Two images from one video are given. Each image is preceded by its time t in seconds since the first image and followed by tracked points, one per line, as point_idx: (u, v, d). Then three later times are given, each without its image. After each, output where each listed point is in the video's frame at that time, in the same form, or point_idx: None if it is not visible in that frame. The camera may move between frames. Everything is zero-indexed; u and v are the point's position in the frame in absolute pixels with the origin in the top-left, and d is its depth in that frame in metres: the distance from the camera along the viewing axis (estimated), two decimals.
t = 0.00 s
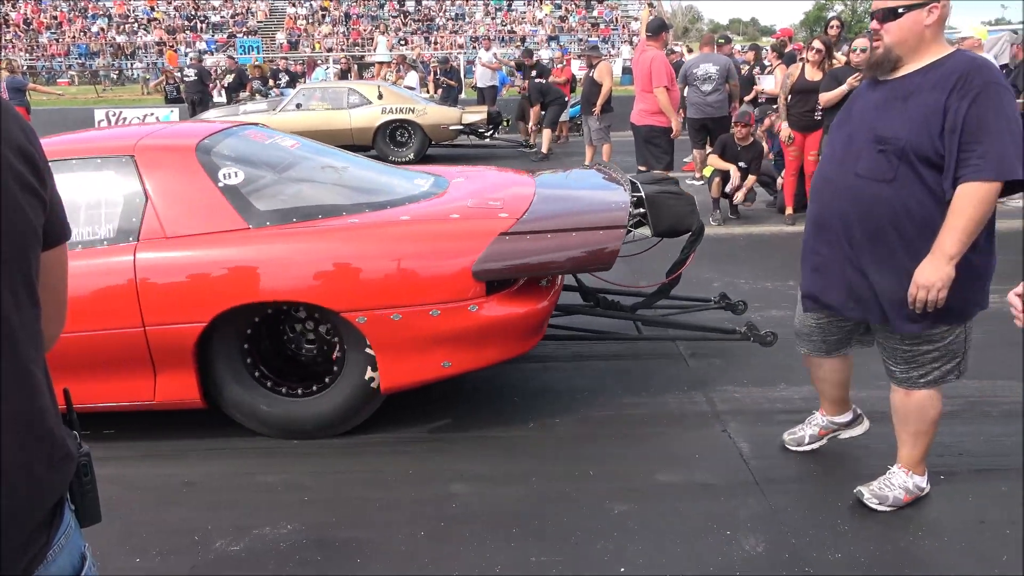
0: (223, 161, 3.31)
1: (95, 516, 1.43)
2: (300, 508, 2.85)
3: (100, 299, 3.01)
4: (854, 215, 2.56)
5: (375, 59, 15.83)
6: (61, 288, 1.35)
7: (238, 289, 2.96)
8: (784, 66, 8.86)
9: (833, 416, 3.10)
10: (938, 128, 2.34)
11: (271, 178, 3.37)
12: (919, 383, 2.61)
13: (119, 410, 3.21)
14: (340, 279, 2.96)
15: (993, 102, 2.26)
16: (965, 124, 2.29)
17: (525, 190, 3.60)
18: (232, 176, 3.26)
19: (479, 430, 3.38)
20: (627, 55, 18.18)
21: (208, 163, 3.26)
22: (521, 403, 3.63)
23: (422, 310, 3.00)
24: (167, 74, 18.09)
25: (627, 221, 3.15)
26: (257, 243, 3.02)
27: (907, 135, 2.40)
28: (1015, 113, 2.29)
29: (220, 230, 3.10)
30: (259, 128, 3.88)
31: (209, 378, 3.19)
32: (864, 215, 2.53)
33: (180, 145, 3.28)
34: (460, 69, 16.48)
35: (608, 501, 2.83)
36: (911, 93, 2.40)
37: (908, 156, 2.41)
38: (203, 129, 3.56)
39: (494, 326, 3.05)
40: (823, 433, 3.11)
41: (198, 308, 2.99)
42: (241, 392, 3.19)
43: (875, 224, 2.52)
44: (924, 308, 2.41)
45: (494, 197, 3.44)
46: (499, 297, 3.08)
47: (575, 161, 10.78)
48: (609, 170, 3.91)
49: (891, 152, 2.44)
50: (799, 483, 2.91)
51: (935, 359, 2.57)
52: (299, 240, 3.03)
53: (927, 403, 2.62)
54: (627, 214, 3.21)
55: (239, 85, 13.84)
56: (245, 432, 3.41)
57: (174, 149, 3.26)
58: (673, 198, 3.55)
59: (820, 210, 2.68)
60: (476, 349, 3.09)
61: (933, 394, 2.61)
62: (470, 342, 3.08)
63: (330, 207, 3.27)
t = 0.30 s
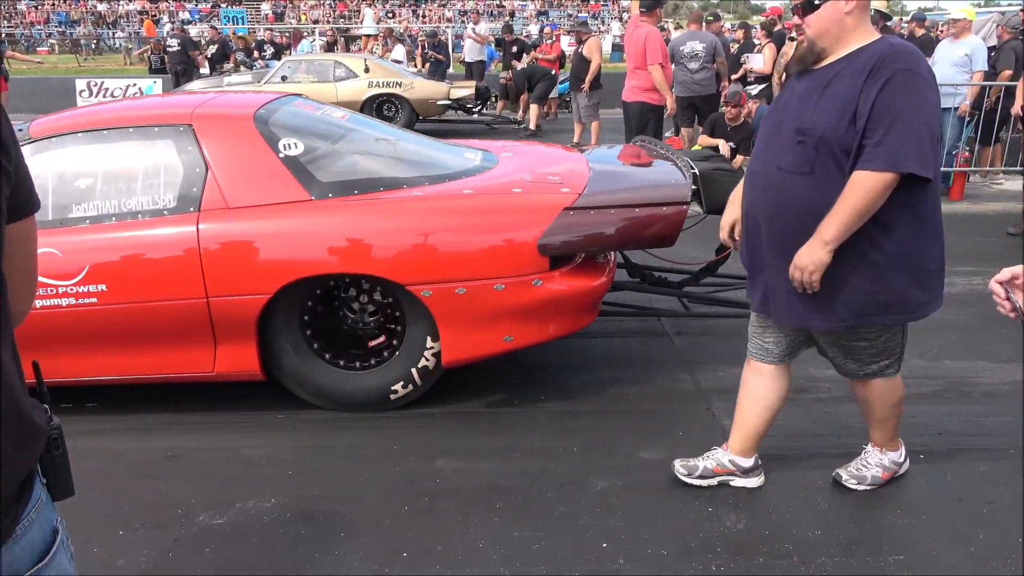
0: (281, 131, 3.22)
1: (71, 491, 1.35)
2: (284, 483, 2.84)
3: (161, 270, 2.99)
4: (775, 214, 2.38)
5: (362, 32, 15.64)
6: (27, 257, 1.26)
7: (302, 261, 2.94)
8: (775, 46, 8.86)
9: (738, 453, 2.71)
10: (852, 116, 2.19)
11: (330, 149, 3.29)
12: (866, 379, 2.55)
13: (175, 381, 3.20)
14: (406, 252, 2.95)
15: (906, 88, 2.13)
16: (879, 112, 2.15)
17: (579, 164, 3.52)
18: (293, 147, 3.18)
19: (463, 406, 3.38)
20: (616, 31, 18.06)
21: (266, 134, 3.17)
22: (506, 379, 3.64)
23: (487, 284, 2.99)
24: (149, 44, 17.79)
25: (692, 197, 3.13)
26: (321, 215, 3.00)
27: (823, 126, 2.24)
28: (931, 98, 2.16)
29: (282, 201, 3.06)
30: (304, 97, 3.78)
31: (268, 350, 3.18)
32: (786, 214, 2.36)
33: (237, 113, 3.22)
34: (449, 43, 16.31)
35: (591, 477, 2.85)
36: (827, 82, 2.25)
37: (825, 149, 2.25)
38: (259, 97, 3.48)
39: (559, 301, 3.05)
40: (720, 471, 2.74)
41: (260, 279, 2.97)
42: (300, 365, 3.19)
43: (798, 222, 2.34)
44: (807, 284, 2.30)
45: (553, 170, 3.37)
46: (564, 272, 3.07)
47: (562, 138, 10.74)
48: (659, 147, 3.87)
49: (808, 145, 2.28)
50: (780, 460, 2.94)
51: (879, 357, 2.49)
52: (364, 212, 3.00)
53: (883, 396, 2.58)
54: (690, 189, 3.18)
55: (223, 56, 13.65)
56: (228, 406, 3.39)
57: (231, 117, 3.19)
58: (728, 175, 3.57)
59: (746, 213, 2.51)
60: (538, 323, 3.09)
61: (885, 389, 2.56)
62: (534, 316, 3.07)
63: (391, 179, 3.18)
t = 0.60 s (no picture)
0: (353, 116, 3.20)
1: (63, 482, 1.35)
2: (290, 467, 2.85)
3: (235, 252, 2.98)
4: (705, 197, 2.15)
5: (380, 14, 15.57)
6: (17, 247, 1.25)
7: (378, 247, 2.94)
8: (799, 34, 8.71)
9: (743, 453, 2.70)
10: (787, 91, 1.97)
11: (400, 134, 3.27)
12: (754, 392, 2.34)
13: (241, 363, 3.21)
14: (482, 239, 2.93)
15: (846, 61, 1.92)
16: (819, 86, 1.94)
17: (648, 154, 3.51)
18: (366, 132, 3.17)
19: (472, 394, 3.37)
20: (636, 16, 17.86)
21: (340, 118, 3.16)
22: (516, 369, 3.62)
23: (562, 274, 2.97)
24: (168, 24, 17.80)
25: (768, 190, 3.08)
26: (398, 201, 2.98)
27: (753, 101, 2.01)
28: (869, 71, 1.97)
29: (357, 185, 3.05)
30: (366, 82, 3.75)
31: (339, 335, 3.18)
32: (717, 198, 2.13)
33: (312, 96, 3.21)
34: (467, 26, 16.20)
35: (598, 470, 2.83)
36: (759, 55, 2.02)
37: (758, 126, 2.03)
38: (328, 82, 3.46)
39: (632, 291, 3.02)
40: (727, 470, 2.72)
41: (338, 265, 2.97)
42: (367, 350, 3.20)
43: (721, 203, 2.12)
44: (730, 252, 2.07)
45: (622, 159, 3.35)
46: (638, 262, 3.05)
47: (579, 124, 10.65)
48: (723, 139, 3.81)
49: (739, 122, 2.05)
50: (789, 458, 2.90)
51: (767, 366, 2.27)
52: (441, 200, 2.98)
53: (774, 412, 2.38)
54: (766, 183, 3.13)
55: (241, 37, 13.64)
56: (237, 390, 3.40)
57: (306, 100, 3.18)
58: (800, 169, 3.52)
59: (674, 195, 2.27)
60: (608, 315, 3.06)
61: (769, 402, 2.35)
62: (608, 306, 3.04)
63: (465, 165, 3.18)
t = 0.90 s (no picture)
0: (468, 106, 3.22)
1: (128, 463, 1.41)
2: (347, 453, 2.90)
3: (356, 241, 3.01)
4: (650, 213, 2.03)
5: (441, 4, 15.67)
6: (84, 235, 1.30)
7: (498, 239, 2.94)
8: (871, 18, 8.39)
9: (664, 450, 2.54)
10: (737, 105, 1.85)
11: (512, 125, 3.28)
12: (663, 392, 2.24)
13: (349, 351, 3.25)
14: (601, 231, 2.91)
15: (802, 78, 1.79)
16: (774, 102, 1.81)
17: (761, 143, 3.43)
18: (482, 123, 3.18)
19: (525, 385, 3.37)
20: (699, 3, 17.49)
21: (456, 108, 3.18)
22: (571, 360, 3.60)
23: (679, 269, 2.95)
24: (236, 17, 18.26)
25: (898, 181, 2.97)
26: (514, 193, 2.99)
27: (698, 114, 1.89)
28: (830, 86, 1.84)
29: (474, 176, 3.06)
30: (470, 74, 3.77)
31: (450, 326, 3.20)
32: (658, 212, 2.02)
33: (429, 88, 3.23)
34: (527, 15, 16.15)
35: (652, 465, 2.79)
36: (708, 64, 1.89)
37: (703, 141, 1.90)
38: (440, 74, 3.48)
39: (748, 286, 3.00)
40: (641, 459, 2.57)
41: (457, 256, 2.98)
42: (479, 339, 3.21)
43: (666, 222, 2.01)
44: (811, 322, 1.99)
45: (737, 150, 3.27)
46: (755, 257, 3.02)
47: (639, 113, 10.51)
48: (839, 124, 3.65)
49: (682, 134, 1.93)
50: (851, 458, 2.81)
51: (694, 371, 2.19)
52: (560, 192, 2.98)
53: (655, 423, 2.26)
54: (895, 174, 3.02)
55: (305, 29, 13.91)
56: (297, 376, 3.48)
57: (423, 91, 3.21)
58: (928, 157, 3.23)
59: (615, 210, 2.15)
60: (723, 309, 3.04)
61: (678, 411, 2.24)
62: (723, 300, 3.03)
63: (580, 156, 3.17)
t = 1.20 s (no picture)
0: (533, 108, 3.24)
1: (164, 459, 1.44)
2: (378, 452, 2.93)
3: (421, 242, 3.04)
4: (533, 210, 1.99)
5: (477, 5, 15.71)
6: (125, 234, 1.33)
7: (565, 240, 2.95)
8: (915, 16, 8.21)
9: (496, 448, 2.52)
10: (586, 98, 1.75)
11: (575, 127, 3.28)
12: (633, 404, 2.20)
13: (407, 351, 3.29)
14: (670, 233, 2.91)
15: (646, 74, 1.66)
16: (612, 97, 1.69)
17: (827, 144, 3.39)
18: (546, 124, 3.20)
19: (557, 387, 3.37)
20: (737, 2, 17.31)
21: (520, 110, 3.19)
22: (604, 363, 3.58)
23: (748, 272, 2.94)
24: (275, 19, 18.52)
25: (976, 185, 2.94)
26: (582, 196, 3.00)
27: (560, 109, 1.81)
28: (680, 87, 1.68)
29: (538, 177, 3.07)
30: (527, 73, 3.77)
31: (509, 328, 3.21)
32: (538, 210, 1.98)
33: (493, 89, 3.24)
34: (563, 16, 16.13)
35: (683, 470, 2.77)
36: (575, 58, 1.80)
37: (568, 138, 1.83)
38: (502, 74, 3.48)
39: (817, 291, 2.98)
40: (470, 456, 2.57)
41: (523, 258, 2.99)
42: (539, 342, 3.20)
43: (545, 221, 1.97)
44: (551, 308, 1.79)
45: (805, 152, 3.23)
46: (825, 262, 2.98)
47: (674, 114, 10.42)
48: (907, 128, 3.61)
49: (552, 128, 1.87)
50: (889, 467, 2.75)
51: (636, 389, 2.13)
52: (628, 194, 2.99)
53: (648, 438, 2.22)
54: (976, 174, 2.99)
55: (343, 31, 14.06)
56: (331, 375, 3.52)
57: (487, 92, 3.22)
58: (996, 159, 3.15)
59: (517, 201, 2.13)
60: (792, 312, 3.04)
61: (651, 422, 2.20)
62: (790, 304, 3.01)
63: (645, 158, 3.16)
